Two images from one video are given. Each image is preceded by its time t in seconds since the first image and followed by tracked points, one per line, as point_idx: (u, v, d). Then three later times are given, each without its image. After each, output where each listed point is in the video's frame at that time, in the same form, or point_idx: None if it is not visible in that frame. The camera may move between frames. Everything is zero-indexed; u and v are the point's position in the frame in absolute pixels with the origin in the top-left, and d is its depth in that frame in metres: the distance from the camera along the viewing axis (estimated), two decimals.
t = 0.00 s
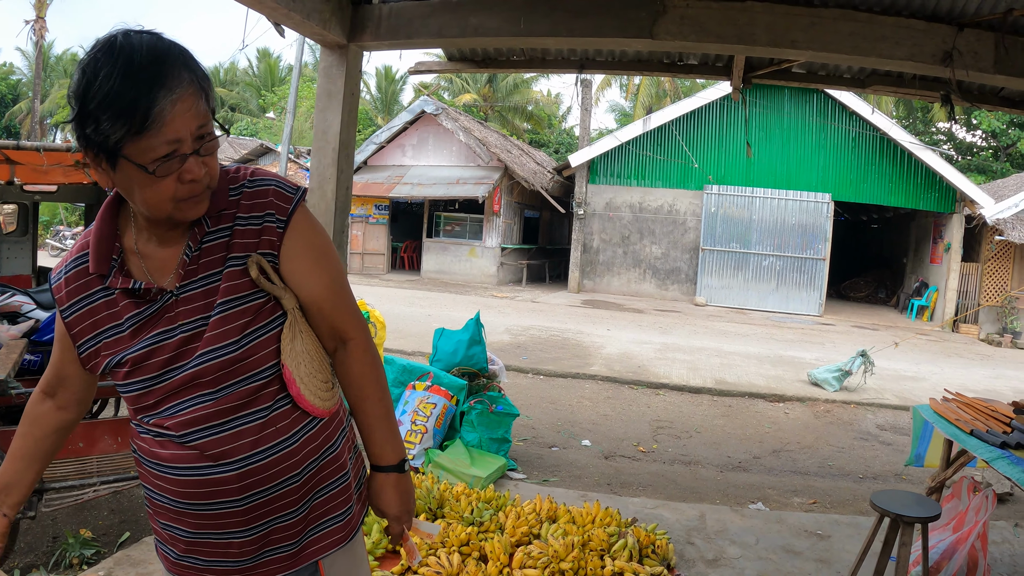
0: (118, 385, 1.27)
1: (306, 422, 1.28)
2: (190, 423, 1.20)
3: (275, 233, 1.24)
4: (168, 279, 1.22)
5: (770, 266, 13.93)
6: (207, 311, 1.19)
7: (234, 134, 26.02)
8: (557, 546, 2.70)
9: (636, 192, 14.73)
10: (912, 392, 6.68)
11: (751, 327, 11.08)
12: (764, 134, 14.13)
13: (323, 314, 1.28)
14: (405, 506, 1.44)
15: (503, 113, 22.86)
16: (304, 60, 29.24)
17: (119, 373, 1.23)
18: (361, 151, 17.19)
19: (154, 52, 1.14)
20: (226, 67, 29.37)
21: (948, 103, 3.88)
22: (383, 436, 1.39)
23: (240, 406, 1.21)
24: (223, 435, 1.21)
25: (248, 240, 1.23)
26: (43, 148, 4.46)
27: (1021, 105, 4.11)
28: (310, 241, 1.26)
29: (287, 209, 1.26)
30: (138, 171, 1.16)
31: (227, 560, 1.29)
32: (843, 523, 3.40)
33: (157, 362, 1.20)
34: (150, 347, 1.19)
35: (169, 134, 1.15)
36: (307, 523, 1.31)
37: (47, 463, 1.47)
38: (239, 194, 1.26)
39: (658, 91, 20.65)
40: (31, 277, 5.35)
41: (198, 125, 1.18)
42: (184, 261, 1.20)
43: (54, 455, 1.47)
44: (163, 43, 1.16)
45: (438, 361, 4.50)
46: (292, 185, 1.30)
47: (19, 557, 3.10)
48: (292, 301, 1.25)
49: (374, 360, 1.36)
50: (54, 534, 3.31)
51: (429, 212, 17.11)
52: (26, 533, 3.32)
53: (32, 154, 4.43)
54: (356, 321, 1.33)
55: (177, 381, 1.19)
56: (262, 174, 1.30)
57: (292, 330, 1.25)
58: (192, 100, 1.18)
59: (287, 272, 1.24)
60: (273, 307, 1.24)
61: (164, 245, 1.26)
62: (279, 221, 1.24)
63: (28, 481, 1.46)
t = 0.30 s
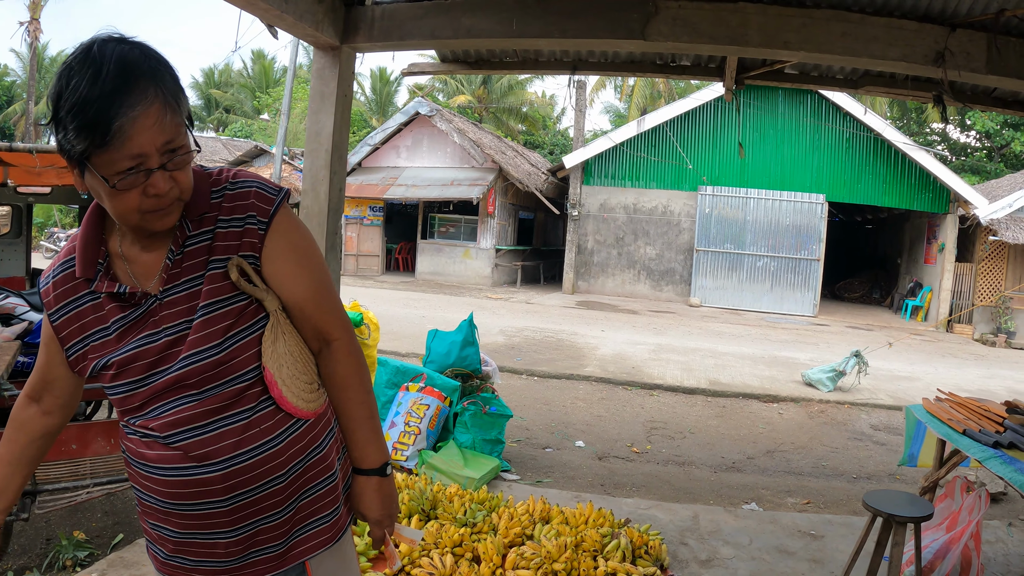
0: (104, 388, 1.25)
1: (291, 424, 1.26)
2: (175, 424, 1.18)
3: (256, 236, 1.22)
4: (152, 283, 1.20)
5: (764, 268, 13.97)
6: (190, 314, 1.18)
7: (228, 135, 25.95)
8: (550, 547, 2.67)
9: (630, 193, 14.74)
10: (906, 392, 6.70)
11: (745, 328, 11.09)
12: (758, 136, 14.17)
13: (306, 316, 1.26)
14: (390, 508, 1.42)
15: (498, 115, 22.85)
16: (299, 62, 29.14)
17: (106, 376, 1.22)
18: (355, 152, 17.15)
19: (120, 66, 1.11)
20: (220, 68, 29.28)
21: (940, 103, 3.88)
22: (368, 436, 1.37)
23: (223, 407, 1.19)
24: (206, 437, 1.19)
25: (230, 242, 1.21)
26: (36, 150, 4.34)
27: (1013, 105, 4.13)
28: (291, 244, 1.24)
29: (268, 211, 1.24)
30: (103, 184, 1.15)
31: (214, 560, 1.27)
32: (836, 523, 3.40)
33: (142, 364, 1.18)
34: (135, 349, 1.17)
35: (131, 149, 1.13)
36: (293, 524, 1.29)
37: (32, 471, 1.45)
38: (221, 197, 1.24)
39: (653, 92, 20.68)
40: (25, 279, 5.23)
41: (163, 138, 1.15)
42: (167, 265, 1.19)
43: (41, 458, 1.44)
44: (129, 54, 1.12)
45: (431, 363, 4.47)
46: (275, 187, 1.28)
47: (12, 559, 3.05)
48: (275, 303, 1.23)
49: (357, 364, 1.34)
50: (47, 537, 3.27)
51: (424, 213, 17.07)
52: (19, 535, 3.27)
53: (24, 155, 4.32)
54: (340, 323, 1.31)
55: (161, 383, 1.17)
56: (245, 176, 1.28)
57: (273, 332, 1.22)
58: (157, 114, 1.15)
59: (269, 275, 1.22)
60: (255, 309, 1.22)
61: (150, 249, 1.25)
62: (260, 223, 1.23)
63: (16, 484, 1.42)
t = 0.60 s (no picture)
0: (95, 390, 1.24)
1: (276, 426, 1.23)
2: (161, 426, 1.16)
3: (240, 237, 1.20)
4: (139, 285, 1.19)
5: (758, 269, 14.01)
6: (174, 317, 1.16)
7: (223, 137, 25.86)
8: (543, 548, 2.66)
9: (624, 194, 14.75)
10: (900, 392, 6.73)
11: (740, 329, 11.11)
12: (752, 137, 14.21)
13: (292, 317, 1.24)
14: (379, 511, 1.41)
15: (493, 116, 22.83)
16: (293, 63, 29.04)
17: (95, 377, 1.20)
18: (350, 153, 17.10)
19: (93, 71, 1.09)
20: (214, 70, 29.20)
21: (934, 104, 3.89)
22: (356, 437, 1.36)
23: (209, 408, 1.17)
24: (191, 438, 1.17)
25: (213, 244, 1.19)
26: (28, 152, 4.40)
27: (1006, 105, 4.15)
28: (276, 244, 1.22)
29: (252, 212, 1.22)
30: (83, 190, 1.13)
31: (202, 562, 1.25)
32: (830, 523, 3.40)
33: (128, 367, 1.17)
34: (121, 352, 1.16)
35: (109, 153, 1.11)
36: (279, 526, 1.27)
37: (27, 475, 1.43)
38: (205, 199, 1.22)
39: (647, 94, 20.72)
40: (19, 281, 5.16)
41: (140, 141, 1.13)
42: (152, 267, 1.17)
43: (35, 465, 1.42)
44: (104, 59, 1.11)
45: (425, 364, 4.44)
46: (259, 188, 1.26)
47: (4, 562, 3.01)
48: (260, 304, 1.21)
49: (345, 364, 1.32)
50: (41, 539, 3.23)
51: (418, 214, 17.04)
52: (12, 538, 3.24)
53: (18, 157, 4.37)
54: (327, 323, 1.29)
55: (146, 386, 1.16)
56: (229, 178, 1.26)
57: (258, 333, 1.20)
58: (133, 117, 1.13)
59: (254, 277, 1.21)
60: (240, 312, 1.20)
61: (137, 252, 1.23)
62: (244, 224, 1.20)
63: (10, 491, 1.39)
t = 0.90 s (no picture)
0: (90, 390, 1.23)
1: (269, 428, 1.22)
2: (153, 427, 1.15)
3: (233, 240, 1.19)
4: (133, 287, 1.18)
5: (753, 269, 14.05)
6: (168, 319, 1.15)
7: (218, 138, 25.86)
8: (539, 549, 2.66)
9: (619, 195, 14.76)
10: (894, 392, 6.75)
11: (735, 330, 11.14)
12: (747, 138, 14.24)
13: (286, 319, 1.23)
14: (371, 514, 1.40)
15: (488, 117, 22.83)
16: (288, 64, 28.99)
17: (90, 378, 1.20)
18: (345, 154, 17.07)
19: (83, 74, 1.08)
20: (209, 71, 29.16)
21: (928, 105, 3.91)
22: (348, 440, 1.35)
23: (202, 410, 1.16)
24: (184, 440, 1.16)
25: (207, 246, 1.18)
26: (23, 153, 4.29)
27: (1000, 107, 4.17)
28: (271, 246, 1.21)
29: (246, 215, 1.21)
30: (73, 193, 1.12)
31: (194, 562, 1.24)
32: (825, 524, 3.41)
33: (123, 368, 1.16)
34: (116, 353, 1.15)
35: (98, 155, 1.10)
36: (272, 528, 1.26)
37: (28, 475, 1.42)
38: (199, 201, 1.21)
39: (643, 95, 20.75)
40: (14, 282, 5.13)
41: (129, 143, 1.12)
42: (146, 269, 1.16)
43: (34, 466, 1.41)
44: (93, 61, 1.10)
45: (420, 365, 4.43)
46: (253, 191, 1.25)
47: None
48: (254, 306, 1.20)
49: (340, 367, 1.32)
50: (36, 540, 3.20)
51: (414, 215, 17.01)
52: (8, 539, 3.21)
53: (13, 159, 4.26)
54: (322, 325, 1.28)
55: (140, 387, 1.15)
56: (223, 180, 1.25)
57: (251, 336, 1.19)
58: (121, 118, 1.11)
59: (247, 279, 1.19)
60: (234, 314, 1.19)
61: (132, 253, 1.22)
62: (237, 227, 1.19)
63: (10, 490, 1.38)
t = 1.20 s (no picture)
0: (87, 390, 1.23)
1: (264, 430, 1.21)
2: (148, 428, 1.15)
3: (230, 241, 1.18)
4: (130, 288, 1.17)
5: (749, 271, 14.09)
6: (164, 320, 1.14)
7: (214, 139, 25.85)
8: (534, 550, 2.65)
9: (615, 196, 14.77)
10: (890, 393, 6.77)
11: (731, 331, 11.16)
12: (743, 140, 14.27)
13: (283, 321, 1.22)
14: (366, 517, 1.40)
15: (484, 118, 22.83)
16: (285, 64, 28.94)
17: (86, 377, 1.19)
18: (341, 155, 17.06)
19: (60, 82, 1.07)
20: (206, 71, 29.13)
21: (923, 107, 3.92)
22: (343, 444, 1.34)
23: (198, 411, 1.15)
24: (178, 441, 1.15)
25: (204, 248, 1.17)
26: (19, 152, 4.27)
27: (995, 108, 4.19)
28: (269, 248, 1.20)
29: (243, 216, 1.20)
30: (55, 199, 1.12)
31: (188, 562, 1.23)
32: (820, 524, 3.41)
33: (119, 368, 1.15)
34: (112, 354, 1.14)
35: (69, 165, 1.08)
36: (265, 530, 1.25)
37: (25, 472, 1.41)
38: (196, 203, 1.20)
39: (639, 95, 20.78)
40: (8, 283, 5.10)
41: (101, 154, 1.09)
42: (143, 270, 1.15)
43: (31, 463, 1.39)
44: (73, 72, 1.08)
45: (416, 366, 4.42)
46: (250, 192, 1.24)
47: None
48: (250, 308, 1.19)
49: (336, 370, 1.31)
50: (32, 541, 3.18)
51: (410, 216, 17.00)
52: (3, 540, 3.19)
53: (8, 158, 4.25)
54: (318, 328, 1.27)
55: (136, 388, 1.14)
56: (221, 182, 1.24)
57: (247, 338, 1.18)
58: (91, 130, 1.08)
59: (243, 281, 1.18)
60: (230, 315, 1.18)
61: (129, 254, 1.21)
62: (234, 229, 1.18)
63: (7, 488, 1.36)
